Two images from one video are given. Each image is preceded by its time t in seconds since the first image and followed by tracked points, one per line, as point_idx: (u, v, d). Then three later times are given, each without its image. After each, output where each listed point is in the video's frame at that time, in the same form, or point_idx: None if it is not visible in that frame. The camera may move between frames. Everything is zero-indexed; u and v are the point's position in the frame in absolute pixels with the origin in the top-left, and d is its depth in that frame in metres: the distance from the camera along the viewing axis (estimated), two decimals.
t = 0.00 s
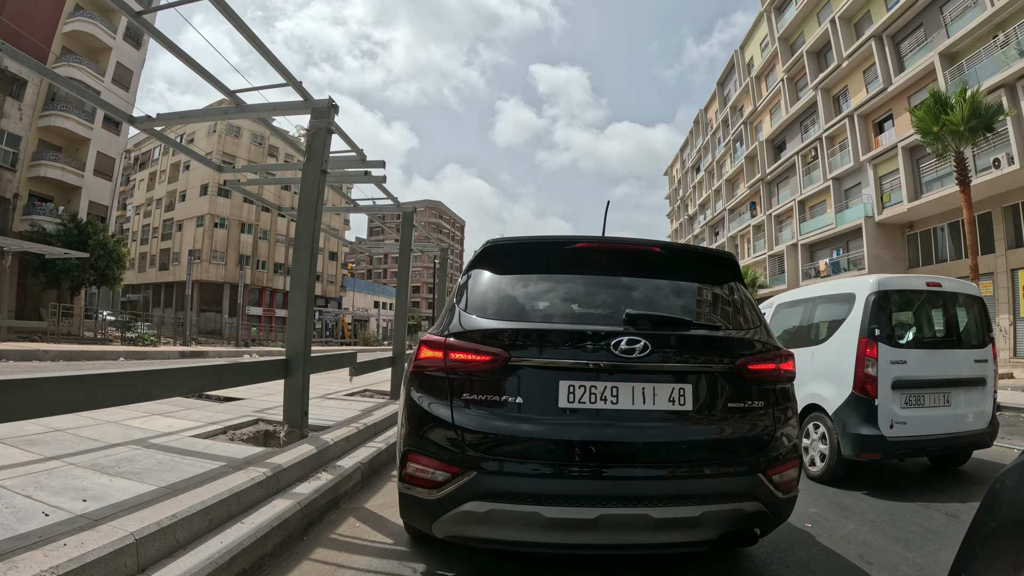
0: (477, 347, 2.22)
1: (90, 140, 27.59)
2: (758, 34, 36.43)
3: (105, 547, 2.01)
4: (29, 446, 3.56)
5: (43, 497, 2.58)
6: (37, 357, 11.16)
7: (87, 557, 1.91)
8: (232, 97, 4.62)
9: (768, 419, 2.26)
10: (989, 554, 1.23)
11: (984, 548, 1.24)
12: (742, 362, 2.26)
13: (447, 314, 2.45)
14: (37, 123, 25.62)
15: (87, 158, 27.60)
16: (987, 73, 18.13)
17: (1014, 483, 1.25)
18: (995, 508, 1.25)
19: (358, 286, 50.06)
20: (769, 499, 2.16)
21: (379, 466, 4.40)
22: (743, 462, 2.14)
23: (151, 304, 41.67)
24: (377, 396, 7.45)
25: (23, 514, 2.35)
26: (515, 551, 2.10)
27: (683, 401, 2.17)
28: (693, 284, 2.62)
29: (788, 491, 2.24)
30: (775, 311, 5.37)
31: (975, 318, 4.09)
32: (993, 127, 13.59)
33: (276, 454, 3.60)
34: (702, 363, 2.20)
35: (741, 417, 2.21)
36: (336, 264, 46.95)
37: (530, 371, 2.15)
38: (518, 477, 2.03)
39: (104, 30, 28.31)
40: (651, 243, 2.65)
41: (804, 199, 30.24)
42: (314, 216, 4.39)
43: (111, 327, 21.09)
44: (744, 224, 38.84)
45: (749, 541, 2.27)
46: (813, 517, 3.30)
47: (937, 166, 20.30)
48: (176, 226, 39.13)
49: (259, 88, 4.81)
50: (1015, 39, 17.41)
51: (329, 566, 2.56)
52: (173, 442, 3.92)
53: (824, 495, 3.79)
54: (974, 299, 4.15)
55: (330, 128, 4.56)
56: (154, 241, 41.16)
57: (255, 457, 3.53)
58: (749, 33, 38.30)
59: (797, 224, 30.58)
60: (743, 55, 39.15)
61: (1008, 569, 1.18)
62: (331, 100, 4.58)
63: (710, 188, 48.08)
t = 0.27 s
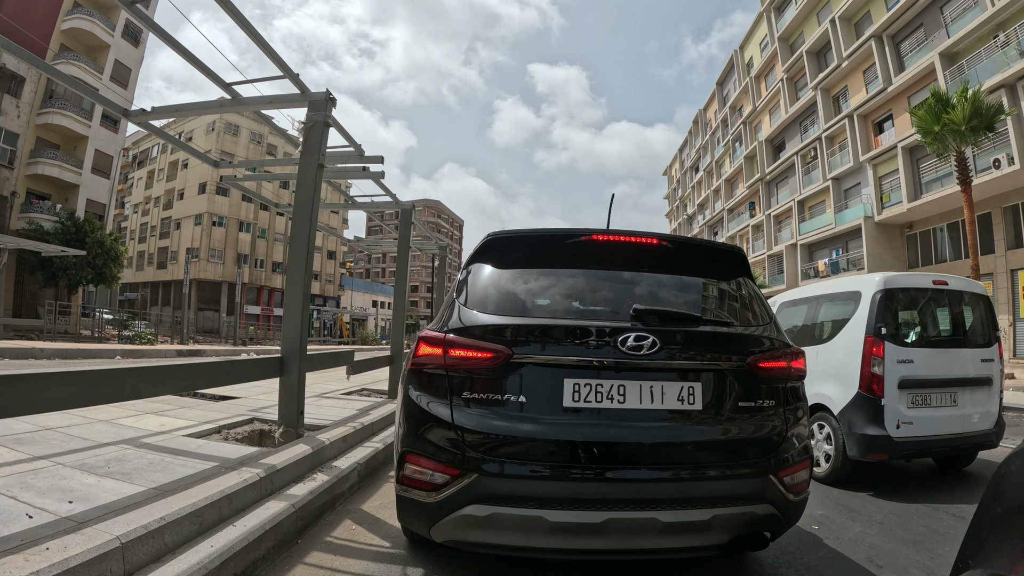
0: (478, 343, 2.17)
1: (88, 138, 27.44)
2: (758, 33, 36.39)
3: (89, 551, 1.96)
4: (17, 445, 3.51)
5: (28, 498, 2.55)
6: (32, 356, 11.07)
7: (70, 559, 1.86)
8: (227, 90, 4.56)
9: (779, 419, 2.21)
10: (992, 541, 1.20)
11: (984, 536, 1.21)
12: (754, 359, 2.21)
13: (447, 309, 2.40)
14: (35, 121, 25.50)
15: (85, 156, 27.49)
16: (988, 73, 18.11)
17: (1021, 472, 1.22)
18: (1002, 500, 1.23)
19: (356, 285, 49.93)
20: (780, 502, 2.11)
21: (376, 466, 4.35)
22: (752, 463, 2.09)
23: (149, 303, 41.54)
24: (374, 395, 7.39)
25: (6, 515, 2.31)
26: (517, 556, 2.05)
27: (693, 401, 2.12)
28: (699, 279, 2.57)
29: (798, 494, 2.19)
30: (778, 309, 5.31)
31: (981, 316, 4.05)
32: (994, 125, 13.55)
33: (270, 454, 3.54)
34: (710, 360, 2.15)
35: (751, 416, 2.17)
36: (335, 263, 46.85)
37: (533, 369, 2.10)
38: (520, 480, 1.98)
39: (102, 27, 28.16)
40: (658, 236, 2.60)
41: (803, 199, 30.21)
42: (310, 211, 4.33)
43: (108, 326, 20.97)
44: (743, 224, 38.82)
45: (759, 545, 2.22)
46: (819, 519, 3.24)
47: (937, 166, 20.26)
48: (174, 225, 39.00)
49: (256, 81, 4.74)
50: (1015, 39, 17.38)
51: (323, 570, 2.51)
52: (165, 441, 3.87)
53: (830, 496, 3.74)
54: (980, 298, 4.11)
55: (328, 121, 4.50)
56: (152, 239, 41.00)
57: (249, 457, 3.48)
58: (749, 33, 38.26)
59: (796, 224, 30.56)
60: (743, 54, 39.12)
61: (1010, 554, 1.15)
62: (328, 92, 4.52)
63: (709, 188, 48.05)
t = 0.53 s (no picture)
0: (478, 344, 2.12)
1: (86, 136, 27.36)
2: (758, 33, 36.35)
3: (71, 561, 1.92)
4: (5, 449, 3.48)
5: (12, 504, 2.53)
6: (29, 355, 11.03)
7: (51, 570, 1.83)
8: (222, 86, 4.51)
9: (789, 424, 2.16)
10: (993, 546, 1.17)
11: (985, 541, 1.18)
12: (763, 361, 2.17)
13: (447, 308, 2.34)
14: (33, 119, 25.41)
15: (83, 155, 27.40)
16: (988, 73, 18.09)
17: (1021, 474, 1.18)
18: (1004, 504, 1.19)
19: (355, 284, 49.81)
20: (791, 509, 2.06)
21: (374, 468, 4.29)
22: (759, 470, 2.04)
23: (147, 302, 41.45)
24: (372, 396, 7.35)
25: None
26: (519, 566, 2.00)
27: (701, 404, 2.07)
28: (704, 277, 2.52)
29: (809, 501, 2.14)
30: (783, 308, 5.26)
31: (988, 316, 4.01)
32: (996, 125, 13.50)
33: (263, 458, 3.48)
34: (717, 363, 2.10)
35: (761, 421, 2.12)
36: (334, 262, 46.77)
37: (535, 371, 2.05)
38: (520, 487, 1.93)
39: (101, 26, 28.09)
40: (664, 233, 2.55)
41: (803, 199, 30.18)
42: (305, 208, 4.29)
43: (106, 326, 20.87)
44: (742, 224, 38.80)
45: (770, 553, 2.18)
46: (827, 525, 3.19)
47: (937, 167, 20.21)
48: (173, 224, 38.90)
49: (251, 76, 4.69)
50: (1016, 39, 17.34)
51: None
52: (156, 444, 3.83)
53: (835, 500, 3.70)
54: (986, 298, 4.07)
55: (325, 116, 4.46)
56: (151, 238, 40.92)
57: (243, 461, 3.42)
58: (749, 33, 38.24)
59: (795, 224, 30.54)
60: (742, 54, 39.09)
61: (1010, 557, 1.12)
62: (324, 87, 4.47)
63: (709, 188, 48.03)
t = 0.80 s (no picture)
0: (478, 343, 2.09)
1: (85, 136, 27.29)
2: (757, 33, 36.33)
3: (62, 565, 1.90)
4: None
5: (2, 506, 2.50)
6: (25, 354, 10.97)
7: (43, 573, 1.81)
8: (219, 82, 4.47)
9: (794, 424, 2.14)
10: (990, 540, 1.14)
11: (982, 535, 1.15)
12: (770, 360, 2.14)
13: (446, 306, 2.31)
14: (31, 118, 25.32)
15: (81, 154, 27.31)
16: (988, 73, 18.09)
17: (1015, 468, 1.16)
18: (996, 498, 1.17)
19: (353, 284, 49.77)
20: (799, 511, 2.04)
21: (372, 470, 4.26)
22: (764, 471, 2.01)
23: (146, 302, 41.37)
24: (370, 396, 7.31)
25: None
26: (518, 571, 1.96)
27: (706, 404, 2.04)
28: (707, 275, 2.49)
29: (816, 503, 2.11)
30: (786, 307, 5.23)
31: (991, 315, 3.99)
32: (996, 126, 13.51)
33: (260, 458, 3.45)
34: (721, 362, 2.07)
35: (767, 422, 2.09)
36: (332, 262, 46.69)
37: (537, 370, 2.02)
38: (519, 489, 1.90)
39: (100, 25, 28.00)
40: (667, 230, 2.52)
41: (802, 199, 30.18)
42: (303, 204, 4.26)
43: (104, 325, 20.77)
44: (741, 224, 38.79)
45: (776, 556, 2.14)
46: (829, 526, 3.16)
47: (937, 167, 20.19)
48: (171, 223, 38.82)
49: (249, 71, 4.66)
50: (1016, 39, 17.33)
51: None
52: (152, 444, 3.81)
53: (838, 501, 3.67)
54: (989, 296, 4.05)
55: (323, 112, 4.42)
56: (149, 238, 40.82)
57: (239, 461, 3.39)
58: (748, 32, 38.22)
59: (795, 224, 30.54)
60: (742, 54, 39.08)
61: (1007, 549, 1.10)
62: (322, 83, 4.44)
63: (707, 188, 48.04)
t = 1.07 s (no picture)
0: (479, 344, 2.09)
1: (84, 135, 27.26)
2: (756, 33, 36.37)
3: (64, 566, 1.90)
4: None
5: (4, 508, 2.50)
6: (25, 354, 10.97)
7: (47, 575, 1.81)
8: (219, 83, 4.48)
9: (794, 425, 2.14)
10: (984, 540, 1.15)
11: (976, 535, 1.16)
12: (769, 361, 2.15)
13: (447, 307, 2.31)
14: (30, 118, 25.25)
15: (80, 154, 27.26)
16: (987, 73, 18.12)
17: (1009, 470, 1.17)
18: (991, 498, 1.18)
19: (352, 284, 49.77)
20: (798, 511, 2.04)
21: (372, 470, 4.26)
22: (764, 472, 2.02)
23: (145, 302, 41.34)
24: (370, 395, 7.32)
25: None
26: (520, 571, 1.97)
27: (706, 405, 2.05)
28: (706, 275, 2.49)
29: (816, 503, 2.12)
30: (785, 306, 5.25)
31: (990, 315, 4.00)
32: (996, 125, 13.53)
33: (260, 459, 3.45)
34: (722, 364, 2.08)
35: (767, 423, 2.09)
36: (332, 262, 46.70)
37: (537, 371, 2.02)
38: (521, 489, 1.90)
39: (99, 25, 27.97)
40: (668, 231, 2.53)
41: (801, 199, 30.22)
42: (303, 205, 4.26)
43: (103, 325, 20.75)
44: (740, 224, 38.82)
45: (776, 556, 2.15)
46: (830, 526, 3.17)
47: (935, 167, 20.24)
48: (170, 223, 38.77)
49: (249, 72, 4.67)
50: (1015, 40, 17.36)
51: None
52: (152, 445, 3.81)
53: (838, 501, 3.68)
54: (988, 296, 4.06)
55: (323, 113, 4.42)
56: (148, 238, 40.80)
57: (239, 462, 3.39)
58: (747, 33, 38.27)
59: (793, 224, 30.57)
60: (741, 54, 39.10)
61: (999, 548, 1.11)
62: (322, 84, 4.45)
63: (706, 188, 48.10)
